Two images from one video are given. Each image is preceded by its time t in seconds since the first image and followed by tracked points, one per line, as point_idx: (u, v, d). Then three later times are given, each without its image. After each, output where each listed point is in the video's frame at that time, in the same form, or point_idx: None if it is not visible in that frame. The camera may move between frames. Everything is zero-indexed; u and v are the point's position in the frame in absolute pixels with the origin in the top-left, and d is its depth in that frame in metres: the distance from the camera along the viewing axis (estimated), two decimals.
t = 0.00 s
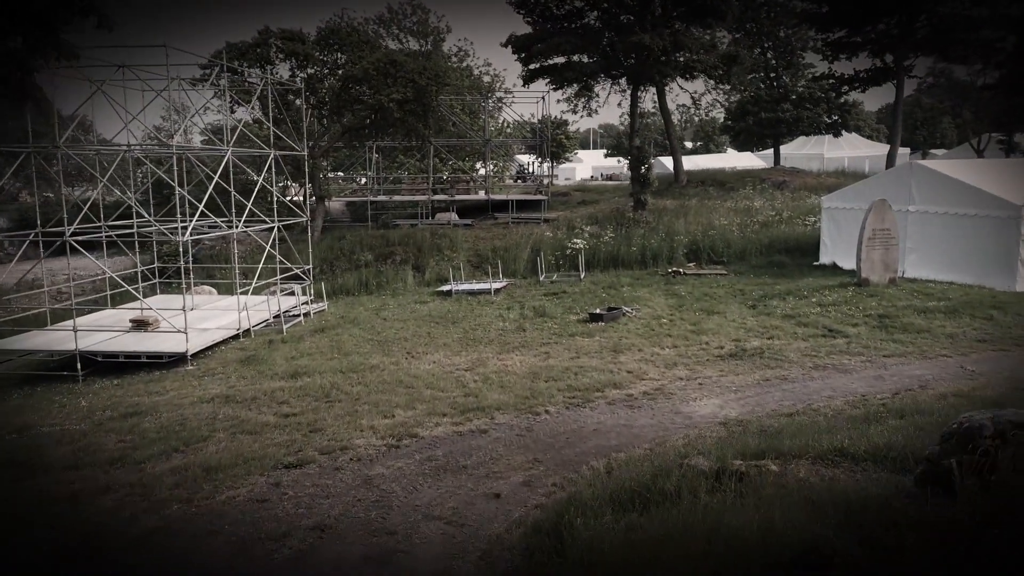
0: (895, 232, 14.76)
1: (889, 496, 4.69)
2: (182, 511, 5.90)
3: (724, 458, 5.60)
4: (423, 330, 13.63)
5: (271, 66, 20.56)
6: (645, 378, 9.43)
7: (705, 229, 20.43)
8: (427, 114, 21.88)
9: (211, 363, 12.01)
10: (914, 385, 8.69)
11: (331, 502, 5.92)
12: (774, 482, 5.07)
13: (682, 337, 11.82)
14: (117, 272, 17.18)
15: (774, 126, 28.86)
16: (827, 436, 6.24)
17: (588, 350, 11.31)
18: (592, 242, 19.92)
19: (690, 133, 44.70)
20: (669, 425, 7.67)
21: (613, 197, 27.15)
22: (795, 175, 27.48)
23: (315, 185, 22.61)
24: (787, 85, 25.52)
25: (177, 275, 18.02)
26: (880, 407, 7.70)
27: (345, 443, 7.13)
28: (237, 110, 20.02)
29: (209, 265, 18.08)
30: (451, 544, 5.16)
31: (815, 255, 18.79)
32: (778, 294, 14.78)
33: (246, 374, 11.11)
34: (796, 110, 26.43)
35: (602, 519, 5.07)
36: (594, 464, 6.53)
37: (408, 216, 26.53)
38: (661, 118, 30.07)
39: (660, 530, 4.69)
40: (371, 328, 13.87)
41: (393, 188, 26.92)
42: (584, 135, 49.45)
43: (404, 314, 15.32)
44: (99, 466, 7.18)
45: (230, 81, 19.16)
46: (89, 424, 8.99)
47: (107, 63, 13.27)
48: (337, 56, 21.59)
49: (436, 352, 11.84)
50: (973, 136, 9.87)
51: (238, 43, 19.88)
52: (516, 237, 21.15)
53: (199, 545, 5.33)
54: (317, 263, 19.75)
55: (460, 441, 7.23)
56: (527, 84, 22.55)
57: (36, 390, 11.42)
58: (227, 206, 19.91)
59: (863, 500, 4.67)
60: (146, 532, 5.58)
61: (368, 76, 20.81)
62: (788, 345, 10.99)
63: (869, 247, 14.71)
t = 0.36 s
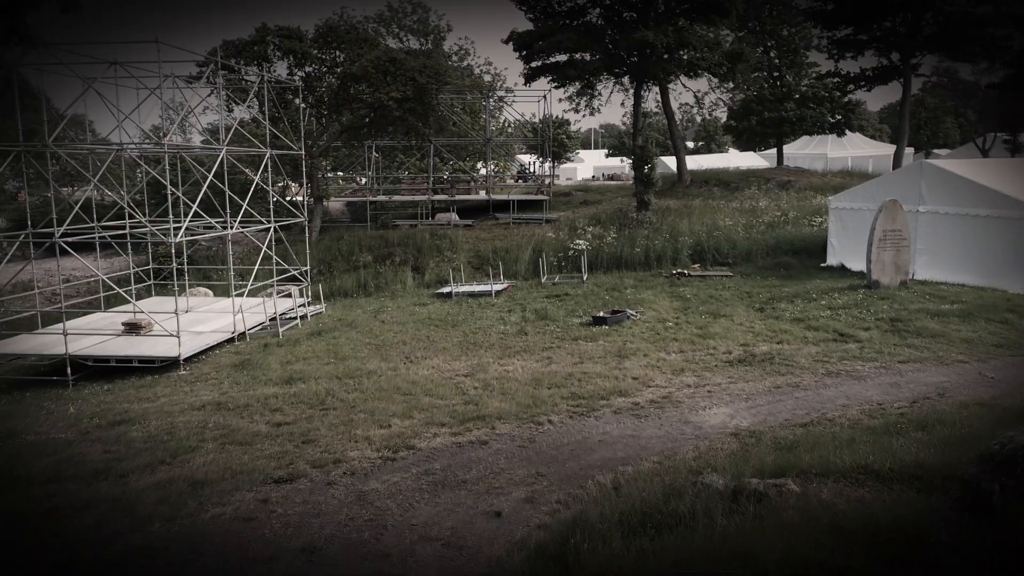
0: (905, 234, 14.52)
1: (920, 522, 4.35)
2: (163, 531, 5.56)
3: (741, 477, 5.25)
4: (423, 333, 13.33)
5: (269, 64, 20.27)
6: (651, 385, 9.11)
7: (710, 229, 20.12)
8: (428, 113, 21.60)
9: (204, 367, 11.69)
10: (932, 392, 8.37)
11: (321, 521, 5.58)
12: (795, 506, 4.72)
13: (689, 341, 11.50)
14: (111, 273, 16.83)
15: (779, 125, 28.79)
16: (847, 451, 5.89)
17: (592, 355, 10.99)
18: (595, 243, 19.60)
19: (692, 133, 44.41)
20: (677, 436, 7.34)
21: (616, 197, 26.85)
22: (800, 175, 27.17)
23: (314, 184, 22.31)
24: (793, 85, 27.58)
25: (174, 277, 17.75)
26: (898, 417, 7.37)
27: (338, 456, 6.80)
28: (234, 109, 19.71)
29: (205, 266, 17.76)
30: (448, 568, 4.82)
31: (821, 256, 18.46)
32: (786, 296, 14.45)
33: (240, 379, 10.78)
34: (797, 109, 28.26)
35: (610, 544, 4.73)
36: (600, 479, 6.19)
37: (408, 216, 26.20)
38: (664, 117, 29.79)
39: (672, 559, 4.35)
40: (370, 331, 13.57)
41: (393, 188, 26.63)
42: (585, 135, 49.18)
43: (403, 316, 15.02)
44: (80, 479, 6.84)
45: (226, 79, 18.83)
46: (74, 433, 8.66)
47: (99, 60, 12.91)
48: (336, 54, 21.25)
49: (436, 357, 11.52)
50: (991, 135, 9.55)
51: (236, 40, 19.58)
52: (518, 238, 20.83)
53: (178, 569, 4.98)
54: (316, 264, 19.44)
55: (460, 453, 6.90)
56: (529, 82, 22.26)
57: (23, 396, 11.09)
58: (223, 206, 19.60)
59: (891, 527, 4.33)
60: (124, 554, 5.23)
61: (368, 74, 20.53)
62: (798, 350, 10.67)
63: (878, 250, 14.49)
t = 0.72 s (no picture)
0: (926, 235, 14.01)
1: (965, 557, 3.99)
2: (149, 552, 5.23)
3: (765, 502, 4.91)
4: (428, 336, 13.01)
5: (274, 63, 20.04)
6: (664, 394, 8.74)
7: (722, 230, 19.70)
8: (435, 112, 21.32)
9: (204, 372, 11.37)
10: (961, 403, 7.97)
11: (316, 543, 5.25)
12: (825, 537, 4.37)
13: (702, 347, 11.13)
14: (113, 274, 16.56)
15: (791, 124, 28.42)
16: (877, 470, 5.52)
17: (602, 361, 10.63)
18: (604, 244, 19.23)
19: (701, 133, 43.93)
20: (693, 449, 6.98)
21: (625, 198, 26.44)
22: (813, 175, 26.70)
23: (318, 184, 22.03)
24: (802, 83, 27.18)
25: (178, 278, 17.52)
26: (926, 430, 6.99)
27: (337, 469, 6.47)
28: (238, 107, 19.42)
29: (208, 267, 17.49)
30: None
31: (836, 258, 18.03)
32: (801, 300, 14.05)
33: (240, 384, 10.48)
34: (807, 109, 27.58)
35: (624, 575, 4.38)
36: (613, 497, 5.83)
37: (415, 217, 25.88)
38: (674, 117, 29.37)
39: None
40: (374, 335, 13.25)
41: (399, 188, 26.32)
42: (593, 136, 48.74)
43: (408, 319, 14.71)
44: (67, 492, 6.52)
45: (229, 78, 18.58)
46: (66, 441, 8.36)
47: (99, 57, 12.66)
48: (342, 52, 20.98)
49: (441, 362, 11.20)
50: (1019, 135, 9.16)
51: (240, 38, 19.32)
52: (526, 239, 20.48)
53: None
54: (320, 265, 19.16)
55: (464, 467, 6.56)
56: (537, 80, 21.89)
57: (17, 399, 10.81)
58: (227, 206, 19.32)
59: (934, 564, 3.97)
60: None
61: (373, 72, 20.34)
62: (817, 357, 10.28)
63: (899, 251, 13.95)
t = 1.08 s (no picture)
0: (956, 237, 13.47)
1: None
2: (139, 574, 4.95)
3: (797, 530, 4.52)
4: (441, 340, 12.69)
5: (286, 61, 19.82)
6: (685, 404, 8.36)
7: (742, 232, 19.23)
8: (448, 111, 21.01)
9: (211, 376, 11.11)
10: (1001, 417, 7.51)
11: (315, 565, 4.94)
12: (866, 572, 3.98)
13: (723, 354, 10.72)
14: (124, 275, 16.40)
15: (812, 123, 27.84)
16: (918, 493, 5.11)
17: (619, 367, 10.26)
18: (620, 246, 18.84)
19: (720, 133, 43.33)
20: (716, 466, 6.60)
21: (642, 198, 26.00)
22: (835, 175, 26.10)
23: (331, 184, 21.79)
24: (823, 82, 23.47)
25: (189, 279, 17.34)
26: (966, 447, 6.55)
27: (340, 484, 6.16)
28: (250, 107, 19.22)
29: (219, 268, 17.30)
30: None
31: (860, 261, 17.51)
32: (826, 305, 13.58)
33: (247, 389, 10.21)
34: (828, 109, 25.27)
35: None
36: (631, 519, 5.47)
37: (429, 217, 25.60)
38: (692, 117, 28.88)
39: None
40: (385, 338, 12.95)
41: (413, 188, 26.06)
42: (609, 136, 48.28)
43: (420, 322, 14.41)
44: (61, 505, 6.25)
45: (240, 76, 18.36)
46: (65, 448, 8.11)
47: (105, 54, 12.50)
48: (355, 51, 20.71)
49: (453, 368, 10.87)
50: None
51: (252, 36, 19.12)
52: (540, 240, 20.12)
53: None
54: (332, 266, 18.91)
55: (474, 483, 6.23)
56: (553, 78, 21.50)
57: (21, 403, 10.61)
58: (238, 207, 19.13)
59: None
60: None
61: (386, 71, 20.06)
62: (844, 365, 9.84)
63: (929, 253, 13.44)
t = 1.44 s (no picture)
0: (1000, 241, 12.85)
1: None
2: None
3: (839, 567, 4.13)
4: (460, 345, 12.38)
5: (307, 60, 19.65)
6: (714, 418, 7.95)
7: (771, 234, 18.70)
8: (470, 110, 20.71)
9: (225, 380, 10.90)
10: None
11: None
12: None
13: (753, 363, 10.27)
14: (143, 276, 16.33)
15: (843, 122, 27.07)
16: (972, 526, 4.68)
17: (644, 376, 9.86)
18: (645, 248, 18.41)
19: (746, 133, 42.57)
20: (748, 486, 6.20)
21: (667, 199, 25.49)
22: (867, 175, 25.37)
23: (352, 185, 21.60)
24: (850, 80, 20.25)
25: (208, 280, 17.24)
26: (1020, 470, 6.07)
27: (349, 502, 5.86)
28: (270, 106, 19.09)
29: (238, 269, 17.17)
30: None
31: (895, 265, 16.90)
32: (860, 311, 13.05)
33: (260, 395, 9.97)
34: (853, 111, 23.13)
35: None
36: (657, 547, 5.10)
37: (450, 217, 25.35)
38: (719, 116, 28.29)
39: None
40: (403, 342, 12.67)
41: (435, 188, 25.82)
42: (634, 137, 47.71)
43: (439, 325, 14.11)
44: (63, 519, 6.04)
45: (261, 75, 18.23)
46: (73, 455, 7.92)
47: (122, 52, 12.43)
48: (376, 49, 20.50)
49: (473, 375, 10.55)
50: None
51: (273, 35, 19.00)
52: (563, 242, 19.75)
53: None
54: (352, 268, 18.70)
55: (489, 503, 5.89)
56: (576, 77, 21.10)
57: (35, 406, 10.49)
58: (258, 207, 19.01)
59: None
60: None
61: (407, 69, 19.83)
62: (882, 376, 9.35)
63: (971, 258, 12.79)
